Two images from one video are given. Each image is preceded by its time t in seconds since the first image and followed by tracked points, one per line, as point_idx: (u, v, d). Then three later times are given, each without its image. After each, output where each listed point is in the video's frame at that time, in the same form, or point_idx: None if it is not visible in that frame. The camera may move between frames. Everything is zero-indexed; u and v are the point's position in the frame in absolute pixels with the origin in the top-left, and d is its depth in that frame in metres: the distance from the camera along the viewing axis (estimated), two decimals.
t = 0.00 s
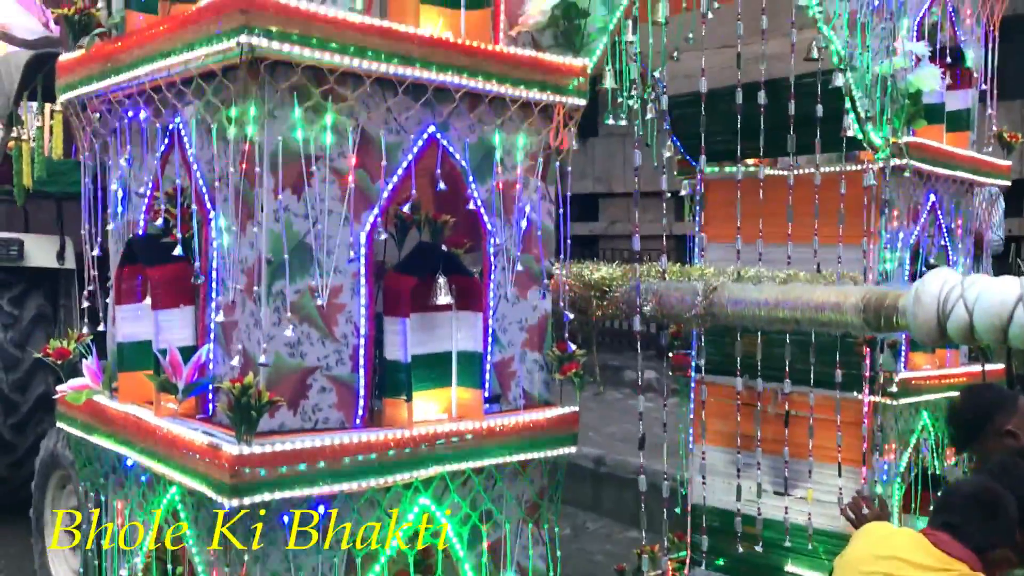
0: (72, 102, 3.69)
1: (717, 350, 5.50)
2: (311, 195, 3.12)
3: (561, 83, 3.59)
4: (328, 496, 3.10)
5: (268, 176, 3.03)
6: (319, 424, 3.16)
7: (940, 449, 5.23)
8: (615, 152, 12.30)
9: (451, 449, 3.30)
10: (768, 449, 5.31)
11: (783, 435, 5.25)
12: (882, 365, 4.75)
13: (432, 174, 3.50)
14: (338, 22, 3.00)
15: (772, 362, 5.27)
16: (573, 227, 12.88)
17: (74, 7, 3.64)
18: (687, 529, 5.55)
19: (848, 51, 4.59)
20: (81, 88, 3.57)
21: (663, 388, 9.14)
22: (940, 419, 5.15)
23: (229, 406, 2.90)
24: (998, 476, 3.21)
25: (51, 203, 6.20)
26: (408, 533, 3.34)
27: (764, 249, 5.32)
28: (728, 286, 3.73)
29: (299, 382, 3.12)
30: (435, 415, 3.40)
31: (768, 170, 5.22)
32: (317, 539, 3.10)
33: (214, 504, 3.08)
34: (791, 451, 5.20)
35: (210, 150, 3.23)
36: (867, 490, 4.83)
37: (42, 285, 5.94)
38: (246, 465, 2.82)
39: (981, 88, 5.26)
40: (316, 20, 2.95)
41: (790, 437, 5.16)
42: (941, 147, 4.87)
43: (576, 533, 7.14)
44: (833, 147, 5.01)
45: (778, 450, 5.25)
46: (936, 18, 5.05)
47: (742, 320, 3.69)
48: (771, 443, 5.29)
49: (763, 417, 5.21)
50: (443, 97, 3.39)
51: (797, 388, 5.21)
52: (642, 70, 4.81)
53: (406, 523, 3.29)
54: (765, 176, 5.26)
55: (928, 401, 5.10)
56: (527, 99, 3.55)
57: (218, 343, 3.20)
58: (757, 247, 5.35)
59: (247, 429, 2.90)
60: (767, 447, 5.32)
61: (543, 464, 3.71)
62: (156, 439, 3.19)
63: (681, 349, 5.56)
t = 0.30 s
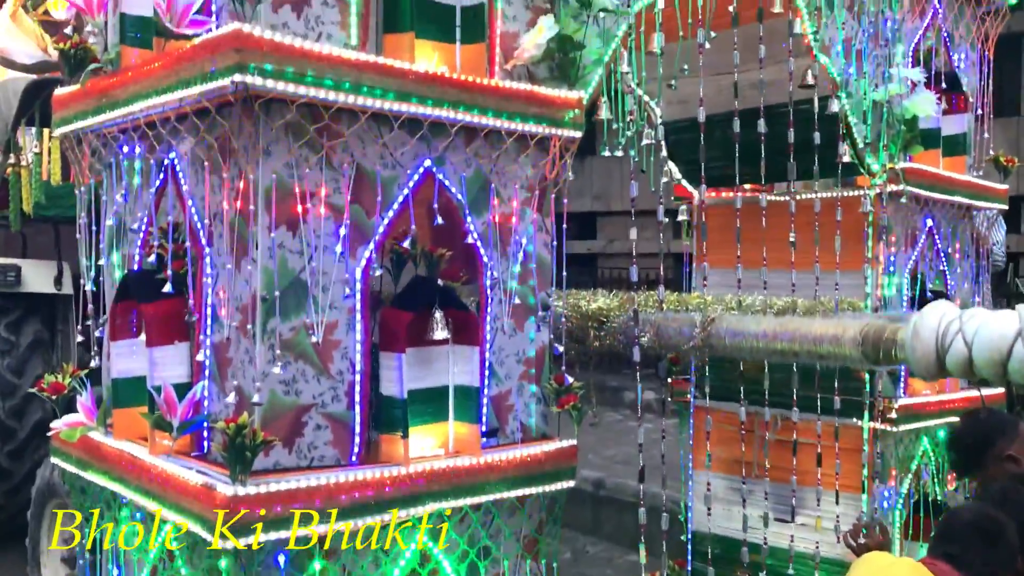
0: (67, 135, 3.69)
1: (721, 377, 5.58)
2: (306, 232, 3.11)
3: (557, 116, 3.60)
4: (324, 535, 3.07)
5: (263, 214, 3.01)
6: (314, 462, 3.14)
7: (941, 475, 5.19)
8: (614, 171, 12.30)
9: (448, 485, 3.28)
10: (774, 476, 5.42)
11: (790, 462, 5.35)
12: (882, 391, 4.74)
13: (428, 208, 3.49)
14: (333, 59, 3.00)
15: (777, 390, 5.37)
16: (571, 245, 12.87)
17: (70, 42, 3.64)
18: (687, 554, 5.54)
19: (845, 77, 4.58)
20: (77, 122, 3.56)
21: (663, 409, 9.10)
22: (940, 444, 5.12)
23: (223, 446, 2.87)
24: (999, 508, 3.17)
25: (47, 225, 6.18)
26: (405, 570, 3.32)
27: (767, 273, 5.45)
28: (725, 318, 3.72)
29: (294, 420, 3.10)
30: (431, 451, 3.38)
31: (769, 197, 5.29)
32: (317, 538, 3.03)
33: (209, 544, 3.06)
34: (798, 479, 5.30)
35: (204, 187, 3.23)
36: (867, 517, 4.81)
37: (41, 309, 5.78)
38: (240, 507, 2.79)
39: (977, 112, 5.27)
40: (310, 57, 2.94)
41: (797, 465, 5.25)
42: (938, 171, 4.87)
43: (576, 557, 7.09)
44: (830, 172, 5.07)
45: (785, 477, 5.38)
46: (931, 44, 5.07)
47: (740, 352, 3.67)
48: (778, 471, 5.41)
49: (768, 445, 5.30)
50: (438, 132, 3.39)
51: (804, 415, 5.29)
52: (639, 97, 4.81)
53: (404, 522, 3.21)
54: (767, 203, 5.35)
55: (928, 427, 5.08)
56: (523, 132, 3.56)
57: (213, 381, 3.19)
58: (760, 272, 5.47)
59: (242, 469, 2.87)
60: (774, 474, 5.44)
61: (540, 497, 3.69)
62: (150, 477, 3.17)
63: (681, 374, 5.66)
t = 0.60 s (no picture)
0: (56, 167, 3.66)
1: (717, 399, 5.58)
2: (297, 265, 3.09)
3: (549, 143, 3.59)
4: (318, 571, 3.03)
5: (253, 248, 2.98)
6: (307, 497, 3.10)
7: (940, 496, 5.16)
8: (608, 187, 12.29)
9: (443, 518, 3.25)
10: (776, 498, 5.42)
11: (789, 483, 5.37)
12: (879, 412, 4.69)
13: (420, 238, 3.46)
14: (323, 92, 2.98)
15: (774, 412, 5.40)
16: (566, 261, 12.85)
17: (59, 73, 3.61)
18: None
19: (837, 99, 4.58)
20: (65, 154, 3.54)
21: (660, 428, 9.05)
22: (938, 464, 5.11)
23: (214, 483, 2.83)
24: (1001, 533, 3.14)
25: (40, 250, 6.10)
26: None
27: (761, 295, 5.49)
28: (720, 345, 3.71)
29: (287, 454, 3.07)
30: (425, 483, 3.35)
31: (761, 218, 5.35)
32: (319, 539, 2.94)
33: None
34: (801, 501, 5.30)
35: (194, 221, 3.20)
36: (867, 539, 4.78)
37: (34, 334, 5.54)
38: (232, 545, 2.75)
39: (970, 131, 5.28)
40: (300, 90, 2.93)
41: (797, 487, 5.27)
42: (933, 193, 4.85)
43: None
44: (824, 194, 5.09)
45: (787, 500, 5.38)
46: (923, 63, 5.10)
47: (735, 379, 3.65)
48: (777, 493, 5.43)
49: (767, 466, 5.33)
50: (430, 162, 3.37)
51: (803, 437, 5.31)
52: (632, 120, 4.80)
53: (406, 521, 3.13)
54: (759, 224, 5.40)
55: (926, 448, 5.04)
56: (515, 161, 3.55)
57: (204, 416, 3.16)
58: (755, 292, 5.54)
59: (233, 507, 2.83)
60: (776, 497, 5.44)
61: (536, 528, 3.65)
62: (141, 514, 3.14)
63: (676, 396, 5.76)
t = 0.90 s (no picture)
0: (48, 199, 3.66)
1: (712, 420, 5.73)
2: (291, 297, 3.07)
3: (542, 171, 3.60)
4: None
5: (247, 281, 2.97)
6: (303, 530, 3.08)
7: (937, 516, 5.16)
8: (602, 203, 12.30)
9: (441, 550, 3.23)
10: (770, 518, 5.51)
11: (786, 505, 5.43)
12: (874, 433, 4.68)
13: (415, 267, 3.46)
14: (317, 124, 2.98)
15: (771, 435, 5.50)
16: (560, 277, 12.83)
17: (50, 103, 3.55)
18: None
19: (828, 121, 4.60)
20: (58, 186, 3.53)
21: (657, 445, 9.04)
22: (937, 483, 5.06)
23: (209, 519, 2.80)
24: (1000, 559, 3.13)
25: (35, 274, 6.10)
26: None
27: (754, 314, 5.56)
28: (717, 370, 3.72)
29: (282, 487, 3.04)
30: (423, 513, 3.33)
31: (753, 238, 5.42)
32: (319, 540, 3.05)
33: None
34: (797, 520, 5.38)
35: (188, 253, 3.20)
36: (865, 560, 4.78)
37: (27, 360, 5.92)
38: None
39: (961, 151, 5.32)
40: (293, 123, 2.93)
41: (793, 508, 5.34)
42: (925, 212, 4.88)
43: None
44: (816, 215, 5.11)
45: (781, 520, 5.45)
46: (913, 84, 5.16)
47: (732, 405, 3.66)
48: (773, 514, 5.49)
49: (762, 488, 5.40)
50: (423, 191, 3.37)
51: (798, 458, 5.35)
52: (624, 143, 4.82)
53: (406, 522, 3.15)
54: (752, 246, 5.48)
55: (923, 467, 5.05)
56: (508, 189, 3.55)
57: (199, 449, 3.14)
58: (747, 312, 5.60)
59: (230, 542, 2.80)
60: (771, 516, 5.53)
61: (533, 558, 3.63)
62: (136, 549, 3.11)
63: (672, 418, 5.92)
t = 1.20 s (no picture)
0: (42, 236, 3.65)
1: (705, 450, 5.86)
2: (285, 335, 3.06)
3: (536, 205, 3.61)
4: None
5: (242, 319, 2.96)
6: (297, 570, 3.05)
7: (935, 543, 5.14)
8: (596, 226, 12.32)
9: None
10: (758, 548, 5.58)
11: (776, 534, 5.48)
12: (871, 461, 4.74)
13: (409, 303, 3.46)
14: (311, 162, 2.99)
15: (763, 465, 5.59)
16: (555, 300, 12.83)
17: (47, 141, 3.61)
18: None
19: (820, 151, 4.62)
20: (52, 223, 3.53)
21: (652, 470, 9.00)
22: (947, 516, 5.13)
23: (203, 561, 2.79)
24: None
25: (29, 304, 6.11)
26: None
27: (745, 344, 5.63)
28: (713, 403, 3.71)
29: (276, 527, 3.02)
30: (419, 551, 3.31)
31: (747, 267, 5.50)
32: (317, 554, 3.10)
33: None
34: (785, 550, 5.45)
35: (182, 291, 3.19)
36: None
37: (20, 391, 5.95)
38: None
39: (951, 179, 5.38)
40: (287, 162, 2.94)
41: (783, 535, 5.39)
42: (917, 240, 4.90)
43: None
44: (809, 243, 5.13)
45: (769, 550, 5.51)
46: (903, 114, 5.18)
47: (728, 439, 3.64)
48: (763, 543, 5.54)
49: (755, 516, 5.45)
50: (418, 227, 3.37)
51: (790, 488, 5.39)
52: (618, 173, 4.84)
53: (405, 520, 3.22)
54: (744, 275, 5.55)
55: (919, 494, 5.03)
56: (502, 223, 3.56)
57: (193, 488, 3.11)
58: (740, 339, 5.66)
59: None
60: (758, 546, 5.60)
61: None
62: None
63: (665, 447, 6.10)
